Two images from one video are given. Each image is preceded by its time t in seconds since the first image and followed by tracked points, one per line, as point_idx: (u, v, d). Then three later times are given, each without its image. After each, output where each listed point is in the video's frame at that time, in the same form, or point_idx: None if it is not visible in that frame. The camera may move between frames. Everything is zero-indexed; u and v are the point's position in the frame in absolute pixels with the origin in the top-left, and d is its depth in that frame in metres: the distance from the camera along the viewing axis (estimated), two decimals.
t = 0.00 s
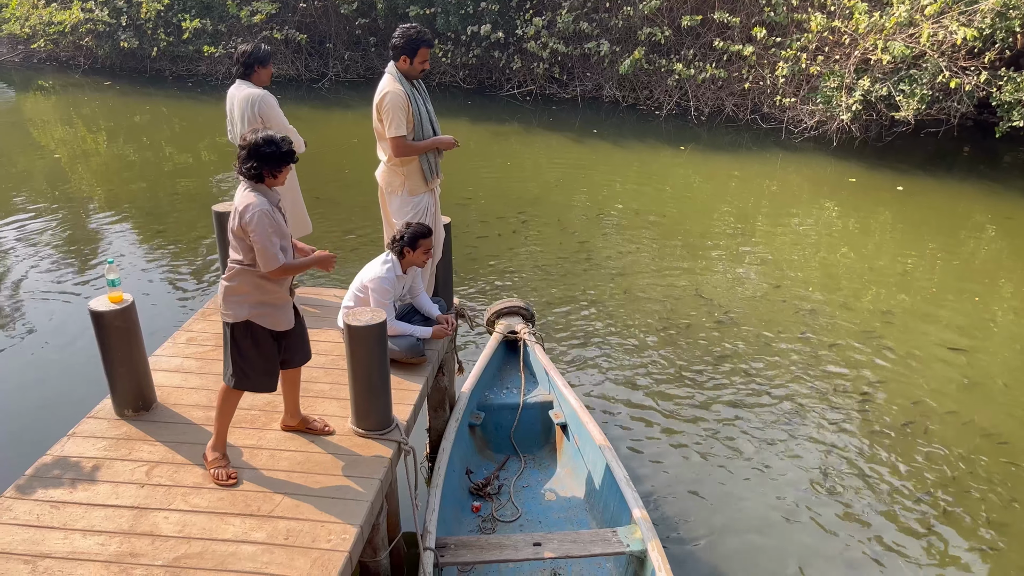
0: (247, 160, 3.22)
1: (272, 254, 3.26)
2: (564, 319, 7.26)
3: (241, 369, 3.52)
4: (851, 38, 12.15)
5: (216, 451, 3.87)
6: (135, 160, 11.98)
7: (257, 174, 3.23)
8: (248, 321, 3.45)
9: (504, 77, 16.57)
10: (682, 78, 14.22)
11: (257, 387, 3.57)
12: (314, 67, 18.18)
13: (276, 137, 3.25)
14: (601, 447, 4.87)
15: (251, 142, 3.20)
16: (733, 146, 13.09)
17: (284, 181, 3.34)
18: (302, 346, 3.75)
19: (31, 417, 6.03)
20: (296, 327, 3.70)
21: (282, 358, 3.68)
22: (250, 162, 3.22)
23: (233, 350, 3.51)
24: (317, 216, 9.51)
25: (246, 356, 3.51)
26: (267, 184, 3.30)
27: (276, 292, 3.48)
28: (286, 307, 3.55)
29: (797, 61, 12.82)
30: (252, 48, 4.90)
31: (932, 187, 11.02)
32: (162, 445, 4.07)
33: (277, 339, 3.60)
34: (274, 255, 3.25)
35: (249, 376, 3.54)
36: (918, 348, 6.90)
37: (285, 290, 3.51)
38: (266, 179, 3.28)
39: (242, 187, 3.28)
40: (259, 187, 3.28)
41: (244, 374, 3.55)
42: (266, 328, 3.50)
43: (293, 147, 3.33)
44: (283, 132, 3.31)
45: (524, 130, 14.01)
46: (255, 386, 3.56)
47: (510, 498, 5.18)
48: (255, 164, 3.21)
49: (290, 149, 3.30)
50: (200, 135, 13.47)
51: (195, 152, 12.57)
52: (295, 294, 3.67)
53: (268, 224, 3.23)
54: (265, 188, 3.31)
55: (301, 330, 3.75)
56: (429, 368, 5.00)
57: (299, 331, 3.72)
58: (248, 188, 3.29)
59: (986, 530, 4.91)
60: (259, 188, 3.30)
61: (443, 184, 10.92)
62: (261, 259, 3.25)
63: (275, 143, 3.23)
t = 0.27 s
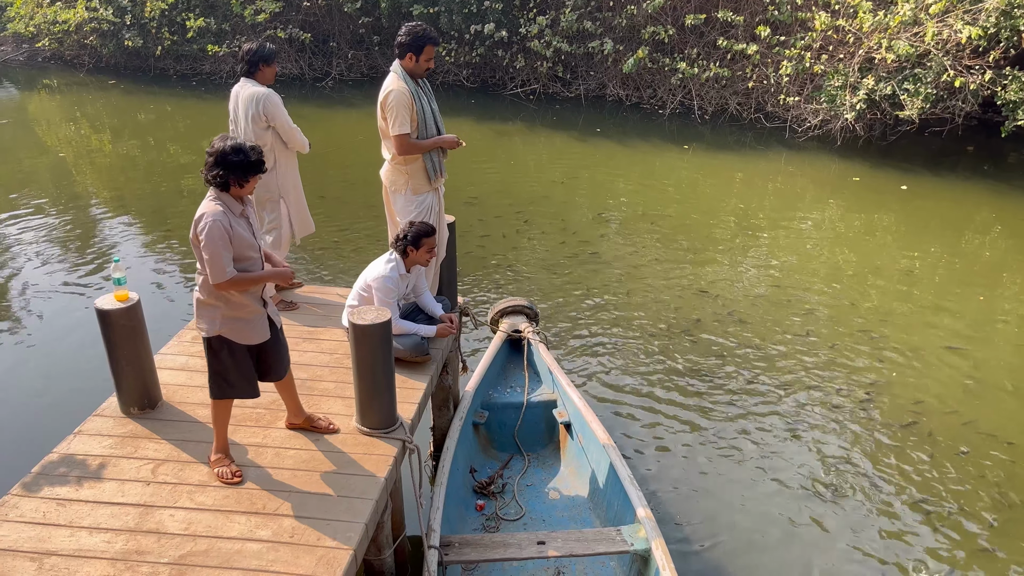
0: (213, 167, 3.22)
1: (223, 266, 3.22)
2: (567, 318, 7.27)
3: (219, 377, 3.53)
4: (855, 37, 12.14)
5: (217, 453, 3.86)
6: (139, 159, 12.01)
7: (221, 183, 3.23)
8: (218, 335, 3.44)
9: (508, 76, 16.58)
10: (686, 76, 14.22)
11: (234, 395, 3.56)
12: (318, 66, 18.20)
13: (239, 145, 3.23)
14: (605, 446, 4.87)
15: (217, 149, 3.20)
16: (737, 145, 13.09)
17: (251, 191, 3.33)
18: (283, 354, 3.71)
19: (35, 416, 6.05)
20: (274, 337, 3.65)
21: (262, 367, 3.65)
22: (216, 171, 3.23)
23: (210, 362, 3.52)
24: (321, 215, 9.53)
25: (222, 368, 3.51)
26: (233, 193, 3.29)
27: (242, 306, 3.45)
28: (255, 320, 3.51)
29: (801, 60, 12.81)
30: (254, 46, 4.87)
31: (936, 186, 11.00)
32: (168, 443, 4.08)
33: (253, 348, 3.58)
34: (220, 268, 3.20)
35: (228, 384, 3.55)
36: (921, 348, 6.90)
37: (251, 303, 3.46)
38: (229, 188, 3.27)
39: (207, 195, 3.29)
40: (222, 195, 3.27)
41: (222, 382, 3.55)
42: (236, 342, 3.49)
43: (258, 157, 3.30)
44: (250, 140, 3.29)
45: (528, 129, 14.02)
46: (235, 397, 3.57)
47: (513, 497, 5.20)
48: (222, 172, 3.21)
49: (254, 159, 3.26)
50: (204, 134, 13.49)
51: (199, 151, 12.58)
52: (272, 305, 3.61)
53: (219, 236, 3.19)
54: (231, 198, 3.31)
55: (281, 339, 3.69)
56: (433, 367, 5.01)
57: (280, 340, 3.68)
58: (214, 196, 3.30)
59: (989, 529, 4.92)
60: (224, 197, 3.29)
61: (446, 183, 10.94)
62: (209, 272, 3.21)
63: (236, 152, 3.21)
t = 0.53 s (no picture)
0: (186, 170, 3.24)
1: (191, 270, 3.23)
2: (569, 318, 7.27)
3: (198, 383, 3.55)
4: (857, 37, 12.13)
5: (219, 454, 3.87)
6: (141, 160, 12.01)
7: (194, 185, 3.24)
8: (197, 341, 3.44)
9: (509, 76, 16.58)
10: (687, 77, 14.23)
11: (212, 402, 3.56)
12: (319, 67, 18.21)
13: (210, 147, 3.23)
14: (608, 446, 4.87)
15: (190, 152, 3.22)
16: (738, 145, 13.09)
17: (226, 194, 3.33)
18: (267, 362, 3.75)
19: (37, 417, 6.05)
20: (256, 343, 3.67)
21: (244, 374, 3.68)
22: (189, 173, 3.24)
23: (191, 369, 3.54)
24: (322, 215, 9.53)
25: (203, 375, 3.53)
26: (207, 196, 3.30)
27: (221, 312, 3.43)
28: (235, 327, 3.49)
29: (802, 60, 12.81)
30: (258, 46, 4.93)
31: (938, 186, 11.00)
32: (170, 444, 4.09)
33: (234, 355, 3.58)
34: (187, 271, 3.21)
35: (205, 391, 3.55)
36: (923, 348, 6.89)
37: (229, 310, 3.44)
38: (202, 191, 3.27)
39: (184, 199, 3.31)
40: (196, 199, 3.28)
41: (201, 388, 3.55)
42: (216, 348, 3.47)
43: (231, 160, 3.28)
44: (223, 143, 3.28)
45: (530, 130, 14.02)
46: (218, 404, 3.58)
47: (516, 498, 5.20)
48: (192, 175, 3.23)
49: (225, 163, 3.24)
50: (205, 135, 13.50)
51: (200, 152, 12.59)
52: (254, 311, 3.62)
53: (187, 240, 3.19)
54: (207, 201, 3.31)
55: (263, 346, 3.72)
56: (436, 367, 5.02)
57: (265, 347, 3.72)
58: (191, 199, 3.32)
59: (991, 529, 4.92)
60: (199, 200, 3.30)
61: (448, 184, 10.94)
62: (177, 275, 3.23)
63: (205, 155, 3.21)
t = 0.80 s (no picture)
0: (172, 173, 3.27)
1: (181, 272, 3.23)
2: (568, 321, 7.28)
3: (193, 386, 3.53)
4: (854, 39, 12.16)
5: (219, 458, 3.87)
6: (139, 165, 12.01)
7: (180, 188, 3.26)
8: (193, 344, 3.44)
9: (507, 79, 16.60)
10: (685, 79, 14.25)
11: (206, 406, 3.55)
12: (317, 71, 18.22)
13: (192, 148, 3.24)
14: (607, 449, 4.88)
15: (174, 155, 3.25)
16: (736, 148, 13.11)
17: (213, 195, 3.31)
18: (264, 367, 3.75)
19: (36, 422, 6.04)
20: (252, 348, 3.67)
21: (240, 378, 3.68)
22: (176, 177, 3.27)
23: (186, 371, 3.53)
24: (321, 219, 9.53)
25: (198, 377, 3.52)
26: (196, 199, 3.30)
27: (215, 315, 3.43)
28: (229, 330, 3.49)
29: (800, 62, 12.85)
30: (257, 51, 4.87)
31: (936, 187, 11.02)
32: (169, 448, 4.08)
33: (230, 359, 3.58)
34: (173, 273, 3.21)
35: (200, 394, 3.53)
36: (922, 349, 6.90)
37: (223, 313, 3.44)
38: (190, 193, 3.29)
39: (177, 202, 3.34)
40: (186, 201, 3.30)
41: (195, 391, 3.54)
42: (211, 352, 3.48)
43: (214, 160, 3.28)
44: (209, 144, 3.29)
45: (528, 133, 14.04)
46: (214, 408, 3.57)
47: (516, 501, 5.19)
48: (177, 178, 3.25)
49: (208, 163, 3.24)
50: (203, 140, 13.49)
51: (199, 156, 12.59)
52: (253, 317, 3.61)
53: (173, 241, 3.19)
54: (197, 204, 3.32)
55: (260, 351, 3.72)
56: (435, 371, 5.01)
57: (262, 353, 3.73)
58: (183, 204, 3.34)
59: (991, 530, 4.91)
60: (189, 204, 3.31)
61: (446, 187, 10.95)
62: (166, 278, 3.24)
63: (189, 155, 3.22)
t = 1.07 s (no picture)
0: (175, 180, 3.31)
1: (175, 278, 3.23)
2: (563, 325, 7.27)
3: (189, 388, 3.54)
4: (846, 43, 12.22)
5: (214, 465, 3.85)
6: (133, 172, 11.98)
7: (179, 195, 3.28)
8: (185, 346, 3.44)
9: (501, 85, 16.62)
10: (678, 83, 14.29)
11: (202, 408, 3.55)
12: (311, 77, 18.22)
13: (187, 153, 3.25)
14: (604, 454, 4.86)
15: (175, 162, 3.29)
16: (730, 151, 13.14)
17: (211, 201, 3.30)
18: (261, 372, 3.72)
19: (29, 430, 6.00)
20: (250, 354, 3.64)
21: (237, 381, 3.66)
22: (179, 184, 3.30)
23: (183, 373, 3.53)
24: (316, 225, 9.52)
25: (194, 380, 3.51)
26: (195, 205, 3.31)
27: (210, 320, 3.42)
28: (221, 334, 3.47)
29: (793, 66, 12.90)
30: (253, 58, 4.88)
31: (930, 190, 11.06)
32: (164, 456, 4.06)
33: (225, 363, 3.57)
34: (166, 279, 3.21)
35: (195, 397, 3.53)
36: (917, 351, 6.91)
37: (214, 317, 3.42)
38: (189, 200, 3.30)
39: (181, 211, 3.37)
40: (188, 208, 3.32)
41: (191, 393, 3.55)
42: (203, 355, 3.46)
43: (207, 165, 3.28)
44: (205, 151, 3.30)
45: (522, 138, 14.05)
46: (209, 411, 3.56)
47: (512, 506, 5.18)
48: (178, 185, 3.28)
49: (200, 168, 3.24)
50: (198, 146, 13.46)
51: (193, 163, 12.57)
52: (249, 321, 3.58)
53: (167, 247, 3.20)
54: (197, 211, 3.32)
55: (258, 356, 3.69)
56: (430, 376, 5.00)
57: (260, 358, 3.70)
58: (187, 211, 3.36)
59: (988, 531, 4.91)
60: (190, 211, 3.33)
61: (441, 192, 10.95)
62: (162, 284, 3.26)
63: (185, 162, 3.24)
